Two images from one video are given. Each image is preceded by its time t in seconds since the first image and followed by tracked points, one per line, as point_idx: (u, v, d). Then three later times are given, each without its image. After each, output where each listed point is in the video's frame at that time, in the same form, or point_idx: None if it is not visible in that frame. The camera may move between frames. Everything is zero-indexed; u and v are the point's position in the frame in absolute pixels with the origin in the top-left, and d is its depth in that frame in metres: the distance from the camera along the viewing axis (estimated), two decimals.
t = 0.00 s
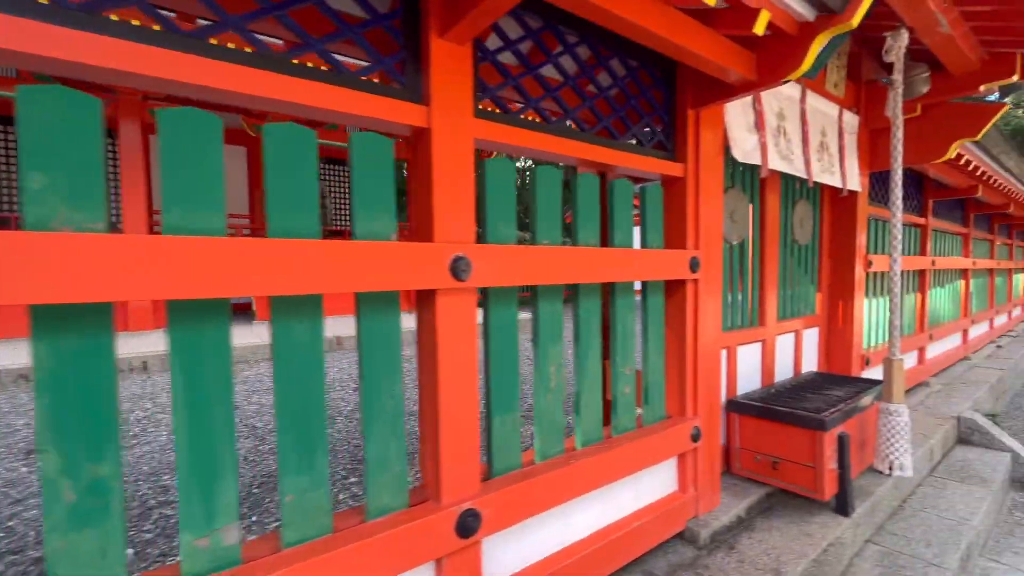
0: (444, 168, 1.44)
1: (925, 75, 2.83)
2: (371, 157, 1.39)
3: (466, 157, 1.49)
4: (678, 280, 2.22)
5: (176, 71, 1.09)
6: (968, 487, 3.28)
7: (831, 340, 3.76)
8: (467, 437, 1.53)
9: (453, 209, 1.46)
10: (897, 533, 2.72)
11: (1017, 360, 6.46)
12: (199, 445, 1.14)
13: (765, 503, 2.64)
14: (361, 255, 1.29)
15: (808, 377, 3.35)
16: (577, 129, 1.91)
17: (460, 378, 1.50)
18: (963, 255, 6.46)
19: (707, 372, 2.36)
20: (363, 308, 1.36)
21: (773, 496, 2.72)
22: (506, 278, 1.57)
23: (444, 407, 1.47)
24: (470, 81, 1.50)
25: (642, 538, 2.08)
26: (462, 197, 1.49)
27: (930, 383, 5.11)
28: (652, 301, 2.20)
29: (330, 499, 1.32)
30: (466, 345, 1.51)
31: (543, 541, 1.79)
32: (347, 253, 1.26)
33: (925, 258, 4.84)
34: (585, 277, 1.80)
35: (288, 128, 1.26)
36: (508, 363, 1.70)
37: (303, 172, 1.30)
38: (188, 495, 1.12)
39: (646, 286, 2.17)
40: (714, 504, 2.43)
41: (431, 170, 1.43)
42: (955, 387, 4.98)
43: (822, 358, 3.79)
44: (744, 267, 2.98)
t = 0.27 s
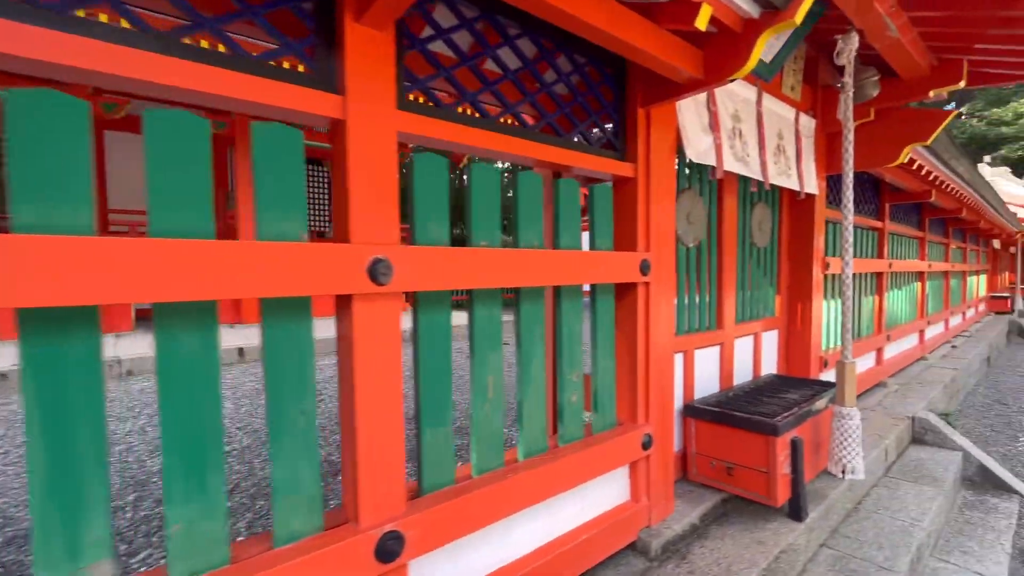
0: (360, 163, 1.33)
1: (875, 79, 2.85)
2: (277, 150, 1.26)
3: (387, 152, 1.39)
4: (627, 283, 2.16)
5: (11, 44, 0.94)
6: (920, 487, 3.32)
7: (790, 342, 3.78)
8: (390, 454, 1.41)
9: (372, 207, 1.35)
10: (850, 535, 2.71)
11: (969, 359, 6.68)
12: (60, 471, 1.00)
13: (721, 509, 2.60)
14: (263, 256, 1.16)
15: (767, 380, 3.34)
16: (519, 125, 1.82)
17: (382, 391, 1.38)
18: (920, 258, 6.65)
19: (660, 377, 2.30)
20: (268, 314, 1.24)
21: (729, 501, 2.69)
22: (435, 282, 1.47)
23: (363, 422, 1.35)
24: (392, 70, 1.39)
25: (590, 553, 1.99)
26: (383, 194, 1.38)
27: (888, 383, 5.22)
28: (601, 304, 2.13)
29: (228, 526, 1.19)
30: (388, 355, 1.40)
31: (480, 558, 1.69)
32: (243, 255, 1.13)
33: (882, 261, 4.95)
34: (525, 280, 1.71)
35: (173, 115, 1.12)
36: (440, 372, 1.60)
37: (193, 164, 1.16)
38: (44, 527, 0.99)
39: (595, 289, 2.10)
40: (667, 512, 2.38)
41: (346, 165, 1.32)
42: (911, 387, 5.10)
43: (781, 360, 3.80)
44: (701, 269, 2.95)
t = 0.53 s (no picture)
0: (259, 143, 1.17)
1: (837, 75, 2.80)
2: (154, 125, 1.09)
3: (294, 132, 1.23)
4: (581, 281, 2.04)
5: None
6: (885, 489, 3.28)
7: (758, 343, 3.72)
8: (298, 473, 1.26)
9: (274, 193, 1.20)
10: (815, 541, 2.64)
11: (935, 359, 6.78)
12: None
13: (682, 516, 2.53)
14: (134, 250, 1.00)
15: (734, 381, 3.27)
16: (459, 109, 1.67)
17: (287, 402, 1.22)
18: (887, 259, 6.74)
19: (617, 381, 2.18)
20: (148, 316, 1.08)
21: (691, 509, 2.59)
22: (352, 279, 1.32)
23: (262, 438, 1.19)
24: (301, 40, 1.24)
25: (538, 569, 1.87)
26: (288, 180, 1.22)
27: (855, 383, 5.25)
28: (553, 304, 2.01)
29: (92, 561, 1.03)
30: (295, 361, 1.24)
31: None
32: (100, 245, 0.96)
33: (849, 262, 4.97)
34: (463, 278, 1.57)
35: (3, 77, 0.92)
36: (363, 379, 1.45)
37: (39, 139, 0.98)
38: None
39: (546, 288, 1.98)
40: (625, 524, 2.26)
41: (242, 145, 1.16)
42: (878, 387, 5.13)
43: (749, 362, 3.74)
44: (665, 268, 2.87)
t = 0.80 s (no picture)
0: (138, 135, 1.01)
1: (807, 74, 2.73)
2: (2, 113, 0.92)
3: (185, 124, 1.07)
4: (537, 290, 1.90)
5: None
6: (860, 499, 3.20)
7: (733, 350, 3.63)
8: (192, 514, 1.10)
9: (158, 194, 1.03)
10: (788, 558, 2.54)
11: (910, 362, 6.81)
12: None
13: (650, 536, 2.42)
14: None
15: (707, 390, 3.16)
16: (394, 102, 1.51)
17: (175, 435, 1.06)
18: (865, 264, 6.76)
19: (578, 395, 2.05)
20: None
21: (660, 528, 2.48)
22: (258, 291, 1.16)
23: (142, 478, 1.02)
24: (194, 18, 1.08)
25: None
26: (177, 179, 1.06)
27: (832, 388, 5.22)
28: (505, 314, 1.87)
29: None
30: (186, 386, 1.08)
31: None
32: None
33: (825, 266, 4.95)
34: (396, 288, 1.42)
35: None
36: (279, 403, 1.29)
37: None
38: None
39: (497, 297, 1.84)
40: (587, 547, 2.12)
41: (117, 138, 1.00)
42: (855, 392, 5.10)
43: (723, 368, 3.65)
44: (633, 274, 2.76)
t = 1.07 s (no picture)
0: None
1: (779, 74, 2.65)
2: None
3: (54, 110, 0.94)
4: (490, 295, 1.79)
5: None
6: (836, 508, 3.13)
7: (709, 354, 3.55)
8: (64, 556, 0.96)
9: (16, 189, 0.90)
10: (759, 573, 2.45)
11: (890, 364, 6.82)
12: None
13: (616, 552, 2.32)
14: None
15: (681, 397, 3.08)
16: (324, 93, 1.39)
17: (39, 466, 0.93)
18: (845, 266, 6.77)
19: (536, 407, 1.94)
20: None
21: (627, 542, 2.38)
22: (149, 301, 1.03)
23: None
24: None
25: None
26: (42, 172, 0.93)
27: (812, 392, 5.19)
28: (455, 321, 1.76)
29: None
30: (55, 409, 0.94)
31: None
32: None
33: (805, 269, 4.91)
34: (321, 294, 1.30)
35: None
36: (183, 423, 1.16)
37: None
38: None
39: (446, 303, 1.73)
40: (547, 566, 2.01)
41: None
42: (835, 395, 5.07)
43: (699, 374, 3.57)
44: (602, 278, 2.65)
